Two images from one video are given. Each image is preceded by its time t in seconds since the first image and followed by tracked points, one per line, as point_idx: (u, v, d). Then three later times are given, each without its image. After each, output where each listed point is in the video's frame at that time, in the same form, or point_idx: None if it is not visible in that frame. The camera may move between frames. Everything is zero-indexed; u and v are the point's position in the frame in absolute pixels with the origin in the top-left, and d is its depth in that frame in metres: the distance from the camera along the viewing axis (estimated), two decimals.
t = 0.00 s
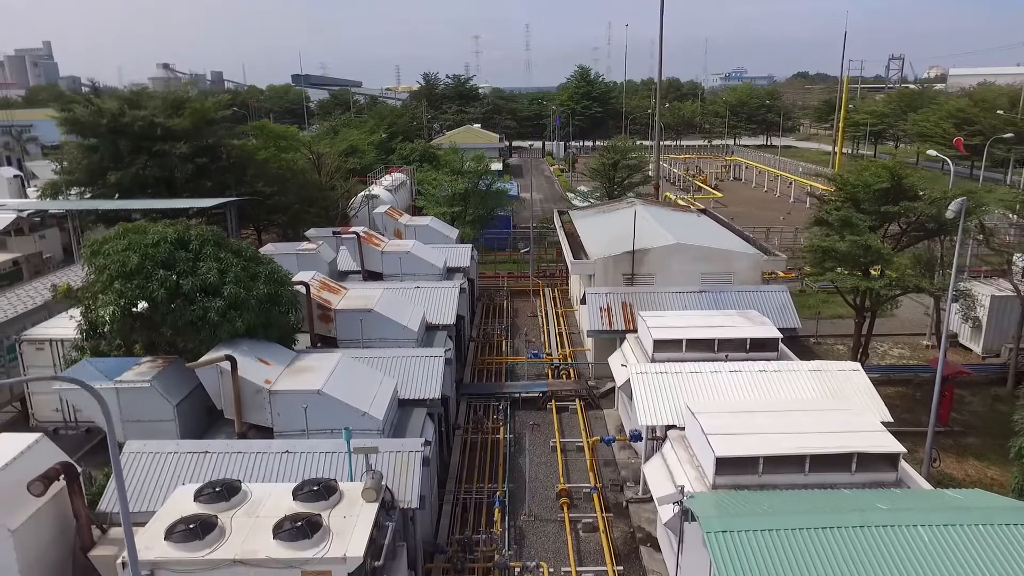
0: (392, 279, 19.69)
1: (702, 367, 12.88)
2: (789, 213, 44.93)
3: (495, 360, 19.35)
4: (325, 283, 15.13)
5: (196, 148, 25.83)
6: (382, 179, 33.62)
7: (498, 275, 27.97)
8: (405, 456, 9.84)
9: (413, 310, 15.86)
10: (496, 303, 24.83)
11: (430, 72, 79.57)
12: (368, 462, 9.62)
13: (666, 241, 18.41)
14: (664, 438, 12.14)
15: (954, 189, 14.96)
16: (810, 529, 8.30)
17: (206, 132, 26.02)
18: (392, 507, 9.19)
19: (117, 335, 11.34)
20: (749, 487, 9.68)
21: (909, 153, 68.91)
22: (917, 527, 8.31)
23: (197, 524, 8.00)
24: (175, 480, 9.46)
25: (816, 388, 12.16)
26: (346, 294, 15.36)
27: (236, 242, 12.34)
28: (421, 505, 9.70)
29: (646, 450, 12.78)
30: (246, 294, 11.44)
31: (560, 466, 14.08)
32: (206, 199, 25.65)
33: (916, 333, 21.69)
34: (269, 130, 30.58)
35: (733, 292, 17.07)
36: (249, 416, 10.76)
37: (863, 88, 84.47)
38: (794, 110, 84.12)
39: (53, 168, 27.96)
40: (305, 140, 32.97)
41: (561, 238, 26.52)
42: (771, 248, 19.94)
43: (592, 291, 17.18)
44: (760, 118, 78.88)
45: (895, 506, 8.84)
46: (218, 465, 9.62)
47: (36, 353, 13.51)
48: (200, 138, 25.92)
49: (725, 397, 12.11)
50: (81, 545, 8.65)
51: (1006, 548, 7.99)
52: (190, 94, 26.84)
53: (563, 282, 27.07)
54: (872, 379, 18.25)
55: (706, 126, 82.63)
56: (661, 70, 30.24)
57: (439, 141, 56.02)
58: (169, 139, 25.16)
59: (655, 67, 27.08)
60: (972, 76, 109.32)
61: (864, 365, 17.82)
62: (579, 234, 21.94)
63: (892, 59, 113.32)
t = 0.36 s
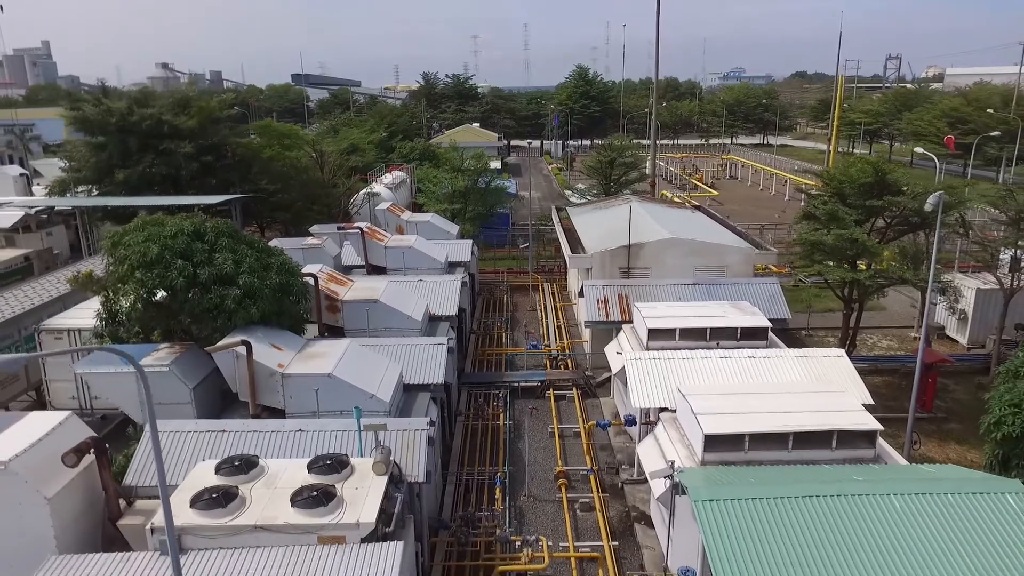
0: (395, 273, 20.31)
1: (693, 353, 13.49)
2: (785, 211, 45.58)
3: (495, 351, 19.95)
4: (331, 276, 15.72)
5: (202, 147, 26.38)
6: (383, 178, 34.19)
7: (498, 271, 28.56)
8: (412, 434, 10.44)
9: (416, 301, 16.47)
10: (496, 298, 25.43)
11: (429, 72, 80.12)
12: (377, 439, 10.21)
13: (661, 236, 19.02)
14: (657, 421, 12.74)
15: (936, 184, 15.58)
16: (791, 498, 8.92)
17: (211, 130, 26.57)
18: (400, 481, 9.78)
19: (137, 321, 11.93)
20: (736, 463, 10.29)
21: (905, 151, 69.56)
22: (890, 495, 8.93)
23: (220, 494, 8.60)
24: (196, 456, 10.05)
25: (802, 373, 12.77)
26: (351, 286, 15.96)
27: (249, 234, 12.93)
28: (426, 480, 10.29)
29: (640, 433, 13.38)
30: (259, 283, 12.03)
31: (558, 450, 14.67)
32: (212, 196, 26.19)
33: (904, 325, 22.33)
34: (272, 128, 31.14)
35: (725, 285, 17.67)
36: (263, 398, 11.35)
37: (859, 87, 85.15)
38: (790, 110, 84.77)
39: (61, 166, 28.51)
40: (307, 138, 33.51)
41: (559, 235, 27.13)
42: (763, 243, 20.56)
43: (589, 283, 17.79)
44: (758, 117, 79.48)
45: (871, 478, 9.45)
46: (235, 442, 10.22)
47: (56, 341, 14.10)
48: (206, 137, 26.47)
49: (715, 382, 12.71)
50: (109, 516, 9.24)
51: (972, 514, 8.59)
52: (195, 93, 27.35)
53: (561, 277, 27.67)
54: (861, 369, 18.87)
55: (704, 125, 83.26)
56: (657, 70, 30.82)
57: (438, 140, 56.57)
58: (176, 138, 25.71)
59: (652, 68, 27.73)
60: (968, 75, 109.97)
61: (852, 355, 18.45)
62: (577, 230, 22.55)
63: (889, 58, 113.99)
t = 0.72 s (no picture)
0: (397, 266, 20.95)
1: (684, 340, 14.14)
2: (780, 208, 46.22)
3: (494, 343, 20.59)
4: (337, 268, 16.36)
5: (208, 145, 26.99)
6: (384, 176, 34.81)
7: (497, 266, 29.20)
8: (417, 413, 11.09)
9: (418, 292, 17.12)
10: (495, 292, 26.09)
11: (427, 72, 80.66)
12: (385, 417, 10.85)
13: (654, 230, 19.67)
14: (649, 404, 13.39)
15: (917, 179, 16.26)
16: (770, 469, 9.58)
17: (217, 129, 27.17)
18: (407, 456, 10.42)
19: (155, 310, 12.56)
20: (723, 440, 10.94)
21: (899, 150, 70.31)
22: (863, 466, 9.60)
23: (240, 465, 9.22)
24: (214, 433, 10.68)
25: (787, 359, 13.42)
26: (356, 277, 16.60)
27: (261, 227, 13.56)
28: (430, 457, 10.92)
29: (633, 416, 14.04)
30: (272, 273, 12.67)
31: (555, 434, 15.32)
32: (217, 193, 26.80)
33: (891, 317, 23.04)
34: (276, 127, 31.72)
35: (716, 277, 18.33)
36: (275, 380, 11.98)
37: (854, 87, 85.89)
38: (786, 109, 85.48)
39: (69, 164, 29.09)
40: (309, 136, 34.13)
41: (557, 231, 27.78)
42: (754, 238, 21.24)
43: (585, 276, 18.44)
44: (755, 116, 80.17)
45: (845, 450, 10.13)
46: (251, 421, 10.86)
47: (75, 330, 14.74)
48: (212, 135, 27.07)
49: (704, 367, 13.36)
50: (134, 488, 9.89)
51: (937, 483, 9.28)
52: (201, 92, 27.95)
53: (559, 272, 28.33)
54: (848, 359, 19.54)
55: (700, 125, 83.96)
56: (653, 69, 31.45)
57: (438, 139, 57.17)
58: (183, 137, 26.32)
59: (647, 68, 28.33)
60: (963, 75, 110.79)
61: (839, 345, 19.13)
62: (574, 226, 23.20)
63: (885, 57, 114.64)
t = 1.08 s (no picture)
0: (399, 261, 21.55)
1: (675, 329, 14.79)
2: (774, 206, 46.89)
3: (494, 334, 21.23)
4: (342, 261, 16.97)
5: (213, 143, 27.59)
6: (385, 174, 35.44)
7: (495, 262, 29.85)
8: (421, 394, 11.73)
9: (420, 284, 17.74)
10: (493, 286, 26.73)
11: (426, 72, 81.22)
12: (391, 398, 11.49)
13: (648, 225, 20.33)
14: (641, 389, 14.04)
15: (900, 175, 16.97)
16: (751, 443, 10.24)
17: (222, 128, 27.78)
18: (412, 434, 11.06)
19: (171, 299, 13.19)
20: (709, 420, 11.59)
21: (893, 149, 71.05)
22: (838, 441, 10.26)
23: (256, 440, 9.84)
24: (229, 413, 11.30)
25: (773, 345, 14.07)
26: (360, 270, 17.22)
27: (271, 220, 14.20)
28: (434, 435, 11.55)
29: (626, 401, 14.68)
30: (282, 264, 13.30)
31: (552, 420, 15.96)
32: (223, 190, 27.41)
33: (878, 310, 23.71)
34: (278, 126, 32.31)
35: (708, 270, 18.97)
36: (286, 365, 12.60)
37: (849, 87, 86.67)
38: (782, 109, 86.18)
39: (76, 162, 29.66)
40: (311, 135, 34.76)
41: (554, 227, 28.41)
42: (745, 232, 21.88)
43: (581, 269, 19.09)
44: (751, 116, 80.84)
45: (823, 428, 10.78)
46: (264, 402, 11.48)
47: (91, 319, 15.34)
48: (217, 133, 27.67)
49: (694, 354, 14.01)
50: (155, 463, 10.51)
51: (908, 456, 9.95)
52: (206, 92, 28.55)
53: (556, 268, 28.98)
54: (835, 349, 20.20)
55: (697, 124, 84.64)
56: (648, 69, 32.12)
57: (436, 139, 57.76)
58: (189, 135, 26.92)
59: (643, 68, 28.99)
60: (958, 75, 111.63)
61: (826, 336, 19.79)
62: (571, 221, 23.85)
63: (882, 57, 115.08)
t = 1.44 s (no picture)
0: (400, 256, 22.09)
1: (668, 320, 15.35)
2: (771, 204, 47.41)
3: (493, 328, 21.79)
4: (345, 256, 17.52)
5: (217, 142, 28.12)
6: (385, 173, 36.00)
7: (494, 259, 30.39)
8: (424, 380, 12.27)
9: (421, 278, 18.30)
10: (492, 283, 27.28)
11: (426, 73, 81.65)
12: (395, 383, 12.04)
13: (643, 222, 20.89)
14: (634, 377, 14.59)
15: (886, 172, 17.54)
16: (737, 425, 10.79)
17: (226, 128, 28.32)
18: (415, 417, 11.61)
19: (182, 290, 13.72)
20: (699, 405, 12.15)
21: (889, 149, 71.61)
22: (819, 422, 10.82)
23: (267, 421, 10.39)
24: (240, 398, 11.84)
25: (762, 336, 14.63)
26: (363, 265, 17.78)
27: (277, 215, 14.76)
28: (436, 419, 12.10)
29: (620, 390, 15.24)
30: (289, 257, 13.86)
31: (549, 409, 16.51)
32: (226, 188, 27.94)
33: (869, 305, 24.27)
34: (281, 125, 32.80)
35: (701, 264, 19.53)
36: (294, 353, 13.14)
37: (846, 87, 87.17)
38: (780, 109, 86.65)
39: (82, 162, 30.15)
40: (313, 135, 35.27)
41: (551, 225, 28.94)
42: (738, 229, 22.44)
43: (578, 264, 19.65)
44: (749, 116, 81.33)
45: (806, 411, 11.34)
46: (274, 387, 12.02)
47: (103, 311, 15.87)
48: (221, 133, 28.19)
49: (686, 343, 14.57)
50: (169, 444, 11.06)
51: (885, 436, 10.49)
52: (210, 92, 29.06)
53: (554, 265, 29.54)
54: (824, 342, 20.76)
55: (695, 125, 85.14)
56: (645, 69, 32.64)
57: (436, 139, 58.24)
58: (194, 135, 27.45)
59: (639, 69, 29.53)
60: (954, 76, 112.30)
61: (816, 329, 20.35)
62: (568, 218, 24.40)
63: (879, 58, 115.65)
